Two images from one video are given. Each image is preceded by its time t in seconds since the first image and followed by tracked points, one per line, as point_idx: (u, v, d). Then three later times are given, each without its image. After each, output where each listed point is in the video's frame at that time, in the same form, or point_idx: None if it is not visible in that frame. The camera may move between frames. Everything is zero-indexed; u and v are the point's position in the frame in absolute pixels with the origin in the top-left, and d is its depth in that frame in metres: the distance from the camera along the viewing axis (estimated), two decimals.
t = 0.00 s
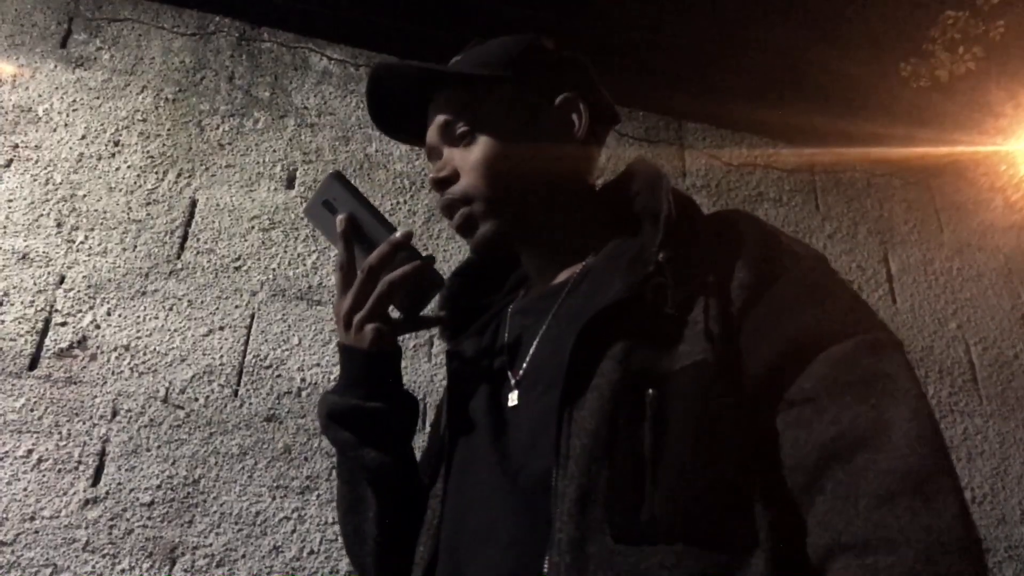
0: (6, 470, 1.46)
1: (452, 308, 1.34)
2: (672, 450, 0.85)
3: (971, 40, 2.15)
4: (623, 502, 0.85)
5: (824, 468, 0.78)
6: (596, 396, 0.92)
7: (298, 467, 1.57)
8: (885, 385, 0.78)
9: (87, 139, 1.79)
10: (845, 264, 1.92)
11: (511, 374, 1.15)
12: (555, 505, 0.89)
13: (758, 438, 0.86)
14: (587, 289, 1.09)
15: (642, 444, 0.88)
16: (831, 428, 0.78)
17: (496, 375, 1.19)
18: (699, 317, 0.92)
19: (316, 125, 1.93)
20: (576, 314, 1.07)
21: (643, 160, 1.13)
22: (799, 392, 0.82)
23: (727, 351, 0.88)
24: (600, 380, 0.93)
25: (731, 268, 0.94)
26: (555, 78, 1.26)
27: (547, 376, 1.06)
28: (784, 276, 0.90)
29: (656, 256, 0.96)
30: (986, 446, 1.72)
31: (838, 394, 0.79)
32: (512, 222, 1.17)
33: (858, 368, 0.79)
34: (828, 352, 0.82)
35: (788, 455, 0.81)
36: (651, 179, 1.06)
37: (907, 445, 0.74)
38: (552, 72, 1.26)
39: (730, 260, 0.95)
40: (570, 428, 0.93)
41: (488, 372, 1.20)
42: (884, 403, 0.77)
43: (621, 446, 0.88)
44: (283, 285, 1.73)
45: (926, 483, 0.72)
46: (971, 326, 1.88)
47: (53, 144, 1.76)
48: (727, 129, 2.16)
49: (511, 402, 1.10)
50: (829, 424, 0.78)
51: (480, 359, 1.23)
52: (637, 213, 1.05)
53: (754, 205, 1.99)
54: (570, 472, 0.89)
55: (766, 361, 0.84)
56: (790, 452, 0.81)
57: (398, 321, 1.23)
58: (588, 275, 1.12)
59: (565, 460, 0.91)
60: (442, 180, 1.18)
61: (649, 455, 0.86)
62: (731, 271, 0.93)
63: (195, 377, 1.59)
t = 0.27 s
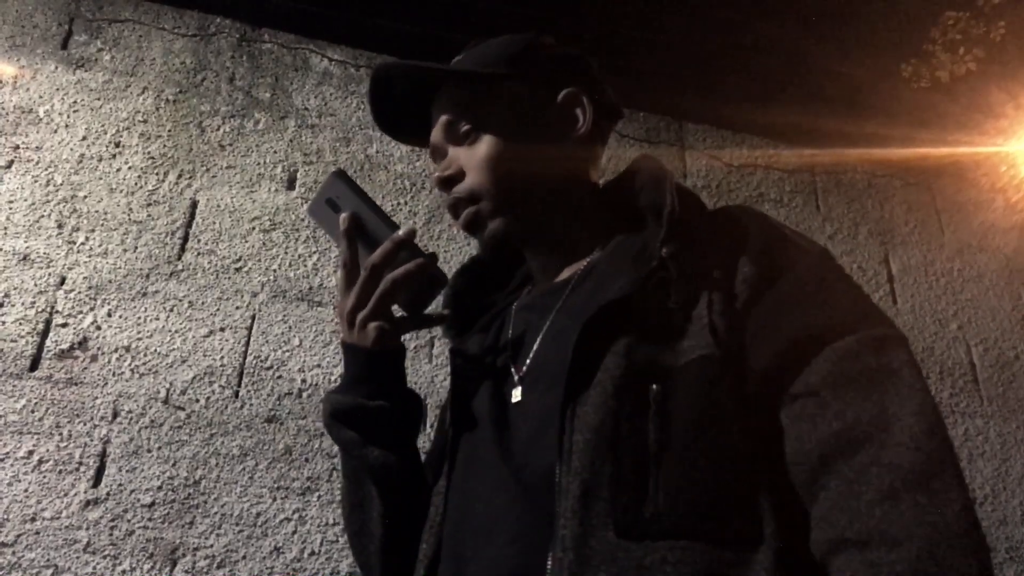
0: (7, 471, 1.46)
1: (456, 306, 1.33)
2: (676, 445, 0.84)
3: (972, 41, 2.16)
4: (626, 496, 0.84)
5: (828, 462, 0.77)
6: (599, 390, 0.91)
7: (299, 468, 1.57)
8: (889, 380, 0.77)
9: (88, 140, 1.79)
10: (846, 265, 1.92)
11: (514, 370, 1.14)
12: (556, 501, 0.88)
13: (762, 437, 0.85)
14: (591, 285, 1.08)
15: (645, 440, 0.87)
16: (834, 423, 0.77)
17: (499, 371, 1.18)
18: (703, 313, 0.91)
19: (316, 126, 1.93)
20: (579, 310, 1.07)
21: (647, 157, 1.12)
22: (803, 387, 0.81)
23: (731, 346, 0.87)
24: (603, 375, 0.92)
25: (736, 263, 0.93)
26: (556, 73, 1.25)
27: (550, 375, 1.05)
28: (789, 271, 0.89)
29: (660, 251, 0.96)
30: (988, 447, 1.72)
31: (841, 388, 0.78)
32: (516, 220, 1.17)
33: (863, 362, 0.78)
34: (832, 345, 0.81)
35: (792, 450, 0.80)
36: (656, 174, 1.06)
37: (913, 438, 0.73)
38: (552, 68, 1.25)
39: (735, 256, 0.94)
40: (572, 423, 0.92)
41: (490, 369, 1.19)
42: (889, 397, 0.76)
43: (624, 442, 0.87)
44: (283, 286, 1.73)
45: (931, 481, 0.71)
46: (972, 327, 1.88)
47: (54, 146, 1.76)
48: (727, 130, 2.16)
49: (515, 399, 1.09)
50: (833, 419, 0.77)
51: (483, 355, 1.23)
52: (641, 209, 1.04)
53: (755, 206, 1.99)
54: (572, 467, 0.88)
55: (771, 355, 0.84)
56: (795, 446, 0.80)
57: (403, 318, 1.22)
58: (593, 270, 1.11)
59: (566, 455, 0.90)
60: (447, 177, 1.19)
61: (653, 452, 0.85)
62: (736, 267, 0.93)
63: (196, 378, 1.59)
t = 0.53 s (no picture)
0: (8, 473, 1.46)
1: (455, 309, 1.33)
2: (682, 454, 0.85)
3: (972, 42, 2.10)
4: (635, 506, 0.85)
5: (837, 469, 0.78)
6: (607, 399, 0.92)
7: (300, 469, 1.57)
8: (899, 386, 0.78)
9: (90, 142, 1.79)
10: (847, 266, 1.92)
11: (521, 377, 1.14)
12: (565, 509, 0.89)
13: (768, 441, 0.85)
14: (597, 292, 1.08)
15: (653, 449, 0.88)
16: (844, 430, 0.78)
17: (505, 378, 1.18)
18: (708, 318, 0.91)
19: (317, 128, 1.93)
20: (586, 316, 1.07)
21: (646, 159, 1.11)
22: (811, 394, 0.82)
23: (738, 350, 0.88)
24: (610, 383, 0.93)
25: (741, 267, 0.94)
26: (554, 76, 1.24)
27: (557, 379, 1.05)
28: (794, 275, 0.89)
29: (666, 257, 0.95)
30: (988, 449, 1.72)
31: (852, 396, 0.79)
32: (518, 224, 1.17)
33: (872, 368, 0.80)
34: (842, 352, 0.82)
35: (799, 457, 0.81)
36: (657, 174, 1.04)
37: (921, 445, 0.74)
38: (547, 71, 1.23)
39: (740, 260, 0.95)
40: (581, 433, 0.93)
41: (496, 375, 1.19)
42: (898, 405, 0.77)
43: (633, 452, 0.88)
44: (284, 288, 1.73)
45: (937, 486, 0.72)
46: (973, 329, 1.88)
47: (56, 147, 1.77)
48: (726, 132, 2.17)
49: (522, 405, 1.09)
50: (841, 426, 0.78)
51: (488, 360, 1.22)
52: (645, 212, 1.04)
53: (756, 207, 1.99)
54: (581, 477, 0.89)
55: (779, 361, 0.84)
56: (802, 454, 0.81)
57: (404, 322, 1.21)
58: (601, 277, 1.11)
59: (576, 464, 0.91)
60: (456, 198, 1.16)
61: (660, 460, 0.86)
62: (741, 270, 0.93)
63: (198, 380, 1.59)
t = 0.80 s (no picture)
0: (8, 474, 1.46)
1: (450, 317, 1.34)
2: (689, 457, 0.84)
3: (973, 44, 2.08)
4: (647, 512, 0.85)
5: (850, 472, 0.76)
6: (615, 404, 0.91)
7: (300, 471, 1.57)
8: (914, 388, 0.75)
9: (90, 144, 1.79)
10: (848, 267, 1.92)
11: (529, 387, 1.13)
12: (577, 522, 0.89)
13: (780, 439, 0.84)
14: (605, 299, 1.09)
15: (660, 451, 0.88)
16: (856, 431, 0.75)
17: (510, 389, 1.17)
18: (715, 318, 0.89)
19: (318, 130, 1.93)
20: (592, 322, 1.08)
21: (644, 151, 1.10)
22: (826, 393, 0.79)
23: (745, 351, 0.85)
24: (616, 388, 0.92)
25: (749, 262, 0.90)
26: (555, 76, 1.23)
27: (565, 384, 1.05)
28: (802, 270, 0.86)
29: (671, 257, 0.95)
30: (989, 450, 1.72)
31: (864, 395, 0.76)
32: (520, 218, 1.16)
33: (885, 369, 0.76)
34: (853, 351, 0.79)
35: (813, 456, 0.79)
36: (657, 172, 1.04)
37: (937, 452, 0.71)
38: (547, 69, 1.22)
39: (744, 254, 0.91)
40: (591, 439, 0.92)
41: (500, 384, 1.19)
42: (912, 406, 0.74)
43: (641, 456, 0.88)
44: (285, 290, 1.73)
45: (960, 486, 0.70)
46: (974, 330, 1.88)
47: (56, 149, 1.77)
48: (727, 133, 2.18)
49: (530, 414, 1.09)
50: (858, 426, 0.76)
51: (492, 370, 1.22)
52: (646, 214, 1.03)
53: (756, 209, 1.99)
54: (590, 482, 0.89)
55: (789, 358, 0.82)
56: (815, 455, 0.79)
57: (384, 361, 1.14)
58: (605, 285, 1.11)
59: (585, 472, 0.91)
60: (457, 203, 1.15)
61: (669, 464, 0.85)
62: (747, 265, 0.90)
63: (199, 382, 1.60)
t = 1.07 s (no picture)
0: (9, 475, 1.47)
1: (473, 297, 1.36)
2: (711, 429, 0.83)
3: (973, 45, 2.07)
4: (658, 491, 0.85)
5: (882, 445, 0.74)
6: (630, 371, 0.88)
7: (301, 472, 1.57)
8: (951, 353, 0.73)
9: (91, 145, 1.79)
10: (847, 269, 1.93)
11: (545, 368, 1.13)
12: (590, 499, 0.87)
13: (807, 407, 0.81)
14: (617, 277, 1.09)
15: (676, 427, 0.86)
16: (889, 394, 0.74)
17: (527, 371, 1.18)
18: (736, 287, 0.89)
19: (318, 131, 1.93)
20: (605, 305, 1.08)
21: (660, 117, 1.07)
22: (856, 360, 0.77)
23: (770, 321, 0.84)
24: (634, 349, 0.88)
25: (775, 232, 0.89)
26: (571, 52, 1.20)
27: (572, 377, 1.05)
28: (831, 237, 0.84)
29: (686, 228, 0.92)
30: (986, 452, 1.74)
31: (898, 362, 0.74)
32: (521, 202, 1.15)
33: (922, 332, 0.75)
34: (884, 315, 0.77)
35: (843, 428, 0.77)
36: (676, 136, 1.00)
37: (975, 417, 0.69)
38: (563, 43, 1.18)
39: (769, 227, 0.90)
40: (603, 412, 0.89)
41: (517, 369, 1.20)
42: (949, 369, 0.72)
43: (656, 431, 0.87)
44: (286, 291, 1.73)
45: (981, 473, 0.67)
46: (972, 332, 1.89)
47: (57, 150, 1.77)
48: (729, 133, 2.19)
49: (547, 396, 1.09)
50: (890, 395, 0.74)
51: (510, 354, 1.23)
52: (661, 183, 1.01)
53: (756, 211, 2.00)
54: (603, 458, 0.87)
55: (815, 327, 0.81)
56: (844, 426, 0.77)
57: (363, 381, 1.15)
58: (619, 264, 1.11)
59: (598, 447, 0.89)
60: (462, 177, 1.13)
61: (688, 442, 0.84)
62: (773, 236, 0.89)
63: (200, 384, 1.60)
